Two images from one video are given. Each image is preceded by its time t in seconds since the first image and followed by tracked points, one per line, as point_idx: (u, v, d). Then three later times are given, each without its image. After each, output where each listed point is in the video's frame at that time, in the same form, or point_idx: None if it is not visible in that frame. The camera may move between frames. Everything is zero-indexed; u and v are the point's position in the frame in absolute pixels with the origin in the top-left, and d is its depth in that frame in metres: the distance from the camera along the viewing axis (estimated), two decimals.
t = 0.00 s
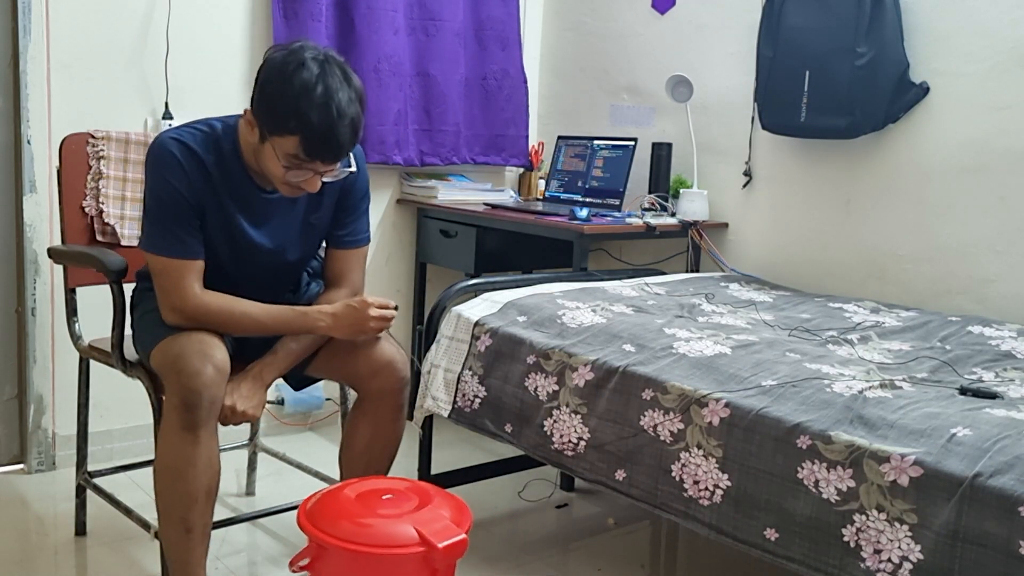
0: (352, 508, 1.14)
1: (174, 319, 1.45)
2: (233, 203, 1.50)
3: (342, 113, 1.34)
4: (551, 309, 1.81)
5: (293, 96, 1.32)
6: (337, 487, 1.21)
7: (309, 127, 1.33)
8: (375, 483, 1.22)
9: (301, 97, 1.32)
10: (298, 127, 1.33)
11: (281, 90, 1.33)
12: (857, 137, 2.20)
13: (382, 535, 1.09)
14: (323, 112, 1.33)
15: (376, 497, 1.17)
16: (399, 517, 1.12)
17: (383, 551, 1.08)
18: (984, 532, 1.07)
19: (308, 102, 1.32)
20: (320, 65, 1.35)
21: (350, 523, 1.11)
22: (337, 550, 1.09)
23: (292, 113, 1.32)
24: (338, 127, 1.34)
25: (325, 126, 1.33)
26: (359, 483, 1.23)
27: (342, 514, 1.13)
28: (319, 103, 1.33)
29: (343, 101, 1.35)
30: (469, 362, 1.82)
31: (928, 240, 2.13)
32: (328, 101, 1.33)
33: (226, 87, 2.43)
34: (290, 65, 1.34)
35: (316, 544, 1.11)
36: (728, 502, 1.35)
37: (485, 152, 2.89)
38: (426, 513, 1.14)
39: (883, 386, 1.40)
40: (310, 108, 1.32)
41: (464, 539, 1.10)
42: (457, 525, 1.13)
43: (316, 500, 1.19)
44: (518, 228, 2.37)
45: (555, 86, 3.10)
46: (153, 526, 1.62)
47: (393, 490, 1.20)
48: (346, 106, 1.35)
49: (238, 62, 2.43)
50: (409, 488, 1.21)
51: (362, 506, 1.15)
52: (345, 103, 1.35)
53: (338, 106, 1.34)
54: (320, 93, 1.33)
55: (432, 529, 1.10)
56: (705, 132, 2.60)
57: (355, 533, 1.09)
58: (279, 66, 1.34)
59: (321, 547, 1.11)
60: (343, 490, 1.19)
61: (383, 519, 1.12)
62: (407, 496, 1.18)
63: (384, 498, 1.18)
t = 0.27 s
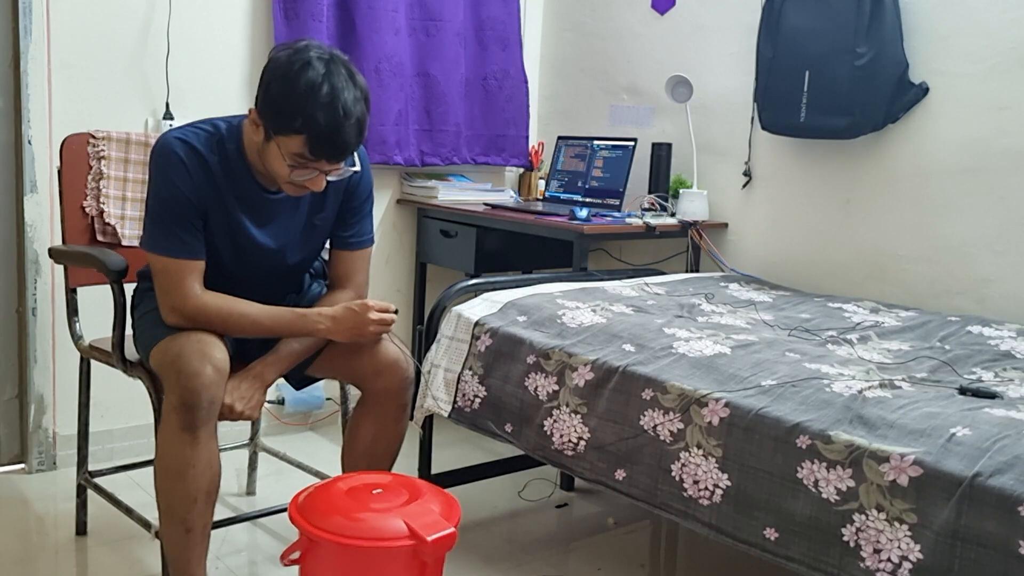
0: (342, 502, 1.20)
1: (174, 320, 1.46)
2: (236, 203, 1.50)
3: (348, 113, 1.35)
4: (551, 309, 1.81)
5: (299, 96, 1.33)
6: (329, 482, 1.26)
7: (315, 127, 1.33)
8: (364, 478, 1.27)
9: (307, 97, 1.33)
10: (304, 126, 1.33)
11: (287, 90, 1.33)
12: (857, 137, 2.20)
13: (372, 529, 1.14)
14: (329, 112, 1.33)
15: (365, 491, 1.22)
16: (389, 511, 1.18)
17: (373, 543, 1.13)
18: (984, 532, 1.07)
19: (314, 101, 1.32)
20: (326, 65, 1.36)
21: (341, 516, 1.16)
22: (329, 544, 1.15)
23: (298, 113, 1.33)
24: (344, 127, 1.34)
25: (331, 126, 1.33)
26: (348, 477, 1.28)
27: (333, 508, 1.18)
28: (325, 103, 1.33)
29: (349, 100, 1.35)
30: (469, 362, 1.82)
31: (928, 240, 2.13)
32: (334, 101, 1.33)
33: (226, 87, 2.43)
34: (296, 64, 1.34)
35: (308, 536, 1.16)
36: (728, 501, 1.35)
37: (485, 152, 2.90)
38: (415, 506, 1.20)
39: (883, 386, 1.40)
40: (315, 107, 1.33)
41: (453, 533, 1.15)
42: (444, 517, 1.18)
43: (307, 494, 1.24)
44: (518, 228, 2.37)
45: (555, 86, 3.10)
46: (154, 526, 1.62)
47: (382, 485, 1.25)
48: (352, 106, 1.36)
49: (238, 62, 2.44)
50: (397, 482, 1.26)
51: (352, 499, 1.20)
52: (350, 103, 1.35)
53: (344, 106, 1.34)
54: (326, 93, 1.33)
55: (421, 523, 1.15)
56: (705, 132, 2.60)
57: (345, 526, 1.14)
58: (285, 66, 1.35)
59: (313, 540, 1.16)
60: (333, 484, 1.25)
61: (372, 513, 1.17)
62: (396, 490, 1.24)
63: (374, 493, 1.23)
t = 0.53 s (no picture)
0: (331, 497, 1.20)
1: (176, 320, 1.46)
2: (238, 203, 1.50)
3: (351, 114, 1.35)
4: (551, 309, 1.81)
5: (303, 97, 1.33)
6: (316, 478, 1.26)
7: (319, 128, 1.33)
8: (353, 473, 1.27)
9: (310, 98, 1.32)
10: (308, 126, 1.33)
11: (291, 91, 1.33)
12: (857, 137, 2.20)
13: (360, 524, 1.15)
14: (333, 113, 1.33)
15: (354, 486, 1.23)
16: (378, 506, 1.18)
17: (361, 538, 1.13)
18: (984, 531, 1.07)
19: (318, 103, 1.32)
20: (331, 66, 1.36)
21: (330, 511, 1.17)
22: (318, 538, 1.15)
23: (302, 113, 1.33)
24: (347, 129, 1.34)
25: (334, 127, 1.33)
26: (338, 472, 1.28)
27: (323, 503, 1.19)
28: (329, 104, 1.33)
29: (353, 102, 1.35)
30: (469, 362, 1.82)
31: (928, 240, 2.13)
32: (338, 102, 1.33)
33: (226, 87, 2.43)
34: (301, 65, 1.34)
35: (298, 532, 1.17)
36: (728, 501, 1.35)
37: (485, 152, 2.90)
38: (403, 501, 1.20)
39: (883, 386, 1.40)
40: (319, 109, 1.33)
41: (441, 527, 1.16)
42: (433, 513, 1.19)
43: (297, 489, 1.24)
44: (518, 228, 2.37)
45: (555, 87, 3.10)
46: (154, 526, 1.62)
47: (371, 481, 1.25)
48: (356, 108, 1.36)
49: (238, 62, 2.44)
50: (385, 477, 1.27)
51: (342, 495, 1.21)
52: (355, 105, 1.35)
53: (347, 107, 1.34)
54: (331, 94, 1.33)
55: (409, 518, 1.16)
56: (705, 132, 2.60)
57: (334, 521, 1.15)
58: (290, 66, 1.35)
59: (302, 535, 1.17)
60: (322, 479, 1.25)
61: (360, 507, 1.18)
62: (384, 485, 1.24)
63: (363, 488, 1.23)
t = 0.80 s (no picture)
0: (320, 493, 1.20)
1: (176, 318, 1.46)
2: (239, 202, 1.50)
3: (351, 117, 1.35)
4: (551, 309, 1.81)
5: (304, 97, 1.32)
6: (304, 474, 1.26)
7: (318, 129, 1.33)
8: (341, 469, 1.28)
9: (310, 99, 1.32)
10: (307, 127, 1.33)
11: (291, 91, 1.33)
12: (857, 137, 2.20)
13: (349, 518, 1.15)
14: (333, 114, 1.33)
15: (343, 482, 1.23)
16: (366, 502, 1.18)
17: (350, 533, 1.14)
18: (984, 531, 1.07)
19: (318, 104, 1.32)
20: (332, 67, 1.35)
21: (319, 507, 1.17)
22: (307, 533, 1.15)
23: (302, 114, 1.33)
24: (347, 131, 1.35)
25: (333, 129, 1.33)
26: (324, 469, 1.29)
27: (312, 499, 1.19)
28: (329, 106, 1.33)
29: (353, 104, 1.35)
30: (469, 362, 1.82)
31: (928, 240, 2.13)
32: (338, 104, 1.33)
33: (227, 87, 2.43)
34: (302, 66, 1.34)
35: (287, 527, 1.17)
36: (728, 501, 1.35)
37: (485, 152, 2.90)
38: (392, 496, 1.20)
39: (883, 386, 1.40)
40: (319, 110, 1.32)
41: (429, 522, 1.17)
42: (422, 507, 1.20)
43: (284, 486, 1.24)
44: (518, 228, 2.37)
45: (555, 87, 3.10)
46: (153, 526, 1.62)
47: (360, 477, 1.25)
48: (355, 110, 1.36)
49: (238, 62, 2.44)
50: (374, 473, 1.27)
51: (330, 490, 1.21)
52: (355, 107, 1.35)
53: (347, 109, 1.34)
54: (331, 96, 1.33)
55: (397, 512, 1.16)
56: (705, 132, 2.60)
57: (324, 517, 1.15)
58: (291, 66, 1.34)
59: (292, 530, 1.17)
60: (310, 476, 1.25)
61: (348, 502, 1.18)
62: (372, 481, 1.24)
63: (351, 484, 1.23)
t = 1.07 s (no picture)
0: (311, 488, 1.24)
1: (174, 317, 1.46)
2: (237, 202, 1.50)
3: (345, 130, 1.34)
4: (551, 309, 1.81)
5: (300, 105, 1.32)
6: (295, 470, 1.29)
7: (311, 139, 1.33)
8: (330, 464, 1.31)
9: (307, 108, 1.32)
10: (301, 135, 1.33)
11: (290, 97, 1.33)
12: (857, 137, 2.20)
13: (340, 514, 1.19)
14: (327, 126, 1.33)
15: (333, 477, 1.27)
16: (356, 497, 1.23)
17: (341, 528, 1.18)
18: (984, 531, 1.07)
19: (314, 114, 1.32)
20: (334, 77, 1.35)
21: (311, 502, 1.21)
22: (300, 527, 1.19)
23: (297, 122, 1.33)
24: (339, 144, 1.34)
25: (326, 141, 1.33)
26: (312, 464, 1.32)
27: (304, 495, 1.23)
28: (324, 117, 1.32)
29: (350, 117, 1.34)
30: (469, 362, 1.82)
31: (928, 240, 2.13)
32: (333, 116, 1.33)
33: (227, 87, 2.43)
34: (304, 72, 1.34)
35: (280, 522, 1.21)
36: (728, 501, 1.35)
37: (485, 152, 2.90)
38: (382, 492, 1.25)
39: (882, 386, 1.40)
40: (314, 120, 1.32)
41: (417, 517, 1.22)
42: (411, 501, 1.24)
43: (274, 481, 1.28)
44: (518, 228, 2.37)
45: (555, 87, 3.10)
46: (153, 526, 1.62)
47: (349, 472, 1.29)
48: (352, 123, 1.35)
49: (238, 62, 2.44)
50: (363, 468, 1.31)
51: (321, 486, 1.25)
52: (351, 120, 1.35)
53: (342, 123, 1.34)
54: (328, 107, 1.33)
55: (387, 507, 1.21)
56: (705, 132, 2.60)
57: (317, 513, 1.19)
58: (294, 71, 1.34)
59: (284, 525, 1.21)
60: (299, 472, 1.29)
61: (339, 498, 1.22)
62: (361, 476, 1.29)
63: (341, 479, 1.27)
